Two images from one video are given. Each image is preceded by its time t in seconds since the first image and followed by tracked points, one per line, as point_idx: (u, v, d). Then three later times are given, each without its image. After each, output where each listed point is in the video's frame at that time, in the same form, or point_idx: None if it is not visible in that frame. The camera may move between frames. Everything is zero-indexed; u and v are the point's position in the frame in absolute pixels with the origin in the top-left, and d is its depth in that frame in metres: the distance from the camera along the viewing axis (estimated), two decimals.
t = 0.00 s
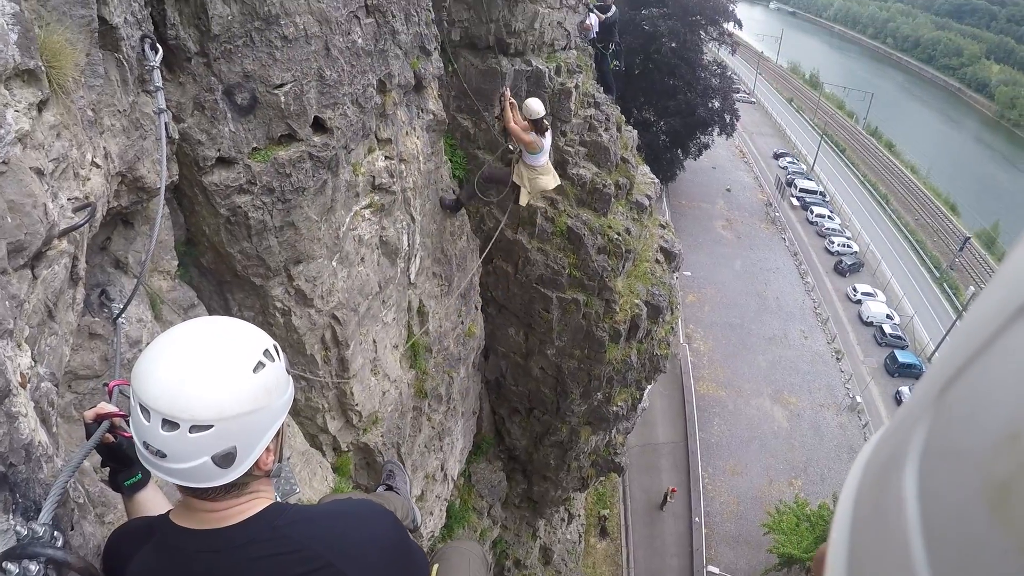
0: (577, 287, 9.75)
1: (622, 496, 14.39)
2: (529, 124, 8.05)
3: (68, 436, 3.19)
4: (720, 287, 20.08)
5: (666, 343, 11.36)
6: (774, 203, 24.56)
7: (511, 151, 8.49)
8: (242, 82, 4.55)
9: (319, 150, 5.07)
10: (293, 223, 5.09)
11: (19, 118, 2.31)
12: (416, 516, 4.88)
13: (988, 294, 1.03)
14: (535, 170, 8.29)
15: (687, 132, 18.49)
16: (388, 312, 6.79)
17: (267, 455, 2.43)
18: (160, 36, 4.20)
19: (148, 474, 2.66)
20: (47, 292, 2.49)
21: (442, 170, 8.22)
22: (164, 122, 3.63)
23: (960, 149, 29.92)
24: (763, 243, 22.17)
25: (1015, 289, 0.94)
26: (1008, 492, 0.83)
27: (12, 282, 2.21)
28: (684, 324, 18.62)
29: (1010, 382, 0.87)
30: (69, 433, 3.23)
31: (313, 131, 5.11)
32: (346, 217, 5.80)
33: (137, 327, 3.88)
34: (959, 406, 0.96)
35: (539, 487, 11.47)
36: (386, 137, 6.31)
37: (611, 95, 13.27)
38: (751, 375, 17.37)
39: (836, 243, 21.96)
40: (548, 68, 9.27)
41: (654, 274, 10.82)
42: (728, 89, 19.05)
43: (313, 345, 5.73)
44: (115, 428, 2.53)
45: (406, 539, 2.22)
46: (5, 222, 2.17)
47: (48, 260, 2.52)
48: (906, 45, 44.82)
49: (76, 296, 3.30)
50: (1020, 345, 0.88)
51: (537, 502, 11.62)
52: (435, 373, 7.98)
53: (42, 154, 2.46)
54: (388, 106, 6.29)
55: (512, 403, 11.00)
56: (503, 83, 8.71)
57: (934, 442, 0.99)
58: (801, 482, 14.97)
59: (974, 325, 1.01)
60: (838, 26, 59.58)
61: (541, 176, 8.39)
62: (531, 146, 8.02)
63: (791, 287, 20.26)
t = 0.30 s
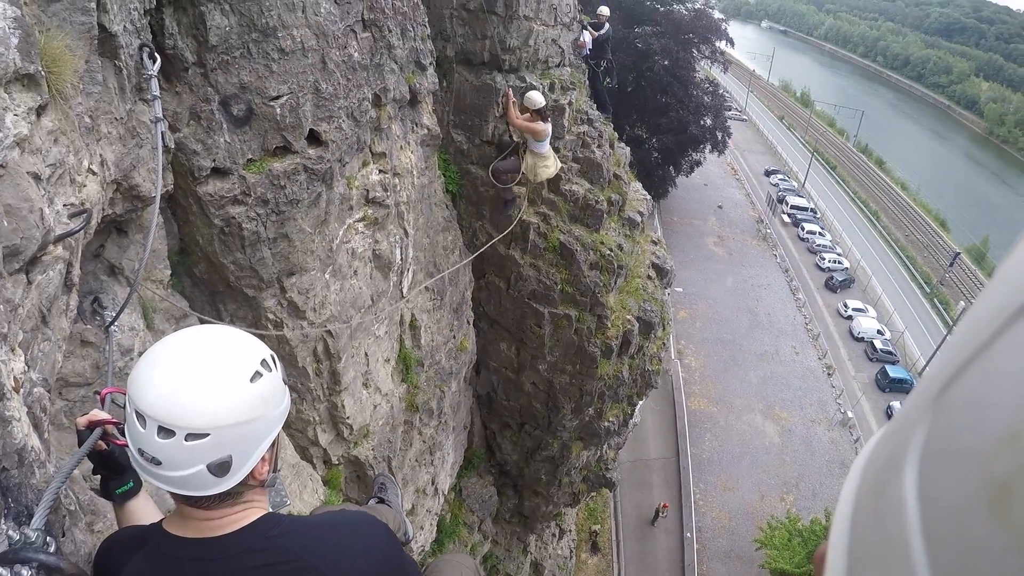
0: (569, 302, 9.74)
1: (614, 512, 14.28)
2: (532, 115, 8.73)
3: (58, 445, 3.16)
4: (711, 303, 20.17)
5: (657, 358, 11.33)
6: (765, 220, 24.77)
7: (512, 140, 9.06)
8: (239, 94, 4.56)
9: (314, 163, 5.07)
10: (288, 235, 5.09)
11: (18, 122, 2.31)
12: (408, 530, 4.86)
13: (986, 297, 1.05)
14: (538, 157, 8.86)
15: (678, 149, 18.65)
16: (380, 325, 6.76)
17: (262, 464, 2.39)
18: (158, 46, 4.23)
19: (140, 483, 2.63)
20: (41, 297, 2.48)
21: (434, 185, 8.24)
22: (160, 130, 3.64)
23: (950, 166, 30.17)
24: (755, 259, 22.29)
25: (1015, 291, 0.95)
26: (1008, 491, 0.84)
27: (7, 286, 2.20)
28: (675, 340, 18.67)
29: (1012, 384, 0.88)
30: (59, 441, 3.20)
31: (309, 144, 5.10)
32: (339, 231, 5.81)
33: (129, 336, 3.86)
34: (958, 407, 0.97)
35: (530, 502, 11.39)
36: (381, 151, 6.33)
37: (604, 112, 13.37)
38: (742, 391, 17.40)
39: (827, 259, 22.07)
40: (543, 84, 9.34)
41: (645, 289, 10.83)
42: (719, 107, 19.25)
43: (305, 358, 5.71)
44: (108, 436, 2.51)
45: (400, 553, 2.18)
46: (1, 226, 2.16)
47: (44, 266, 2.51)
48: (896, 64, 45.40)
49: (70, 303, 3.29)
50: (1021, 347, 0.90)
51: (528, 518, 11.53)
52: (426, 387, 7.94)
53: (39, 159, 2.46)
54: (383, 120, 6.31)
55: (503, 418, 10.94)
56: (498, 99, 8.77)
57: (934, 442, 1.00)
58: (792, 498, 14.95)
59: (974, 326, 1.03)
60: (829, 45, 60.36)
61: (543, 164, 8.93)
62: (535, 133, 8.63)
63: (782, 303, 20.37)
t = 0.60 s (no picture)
0: (567, 313, 9.73)
1: (608, 522, 14.18)
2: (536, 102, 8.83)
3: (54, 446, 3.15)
4: (707, 315, 20.20)
5: (654, 369, 11.30)
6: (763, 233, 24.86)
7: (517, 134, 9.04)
8: (241, 99, 4.58)
9: (315, 169, 5.10)
10: (287, 240, 5.11)
11: (23, 121, 2.32)
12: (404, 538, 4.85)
13: (987, 298, 1.06)
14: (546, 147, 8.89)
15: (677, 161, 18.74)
16: (378, 333, 6.75)
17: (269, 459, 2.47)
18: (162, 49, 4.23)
19: (136, 484, 2.62)
20: (42, 296, 2.48)
21: (434, 194, 8.26)
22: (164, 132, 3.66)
23: (948, 181, 30.33)
24: (752, 271, 22.35)
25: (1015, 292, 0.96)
26: (1008, 489, 0.85)
27: (9, 284, 2.20)
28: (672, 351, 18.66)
29: (1011, 382, 0.90)
30: (55, 442, 3.19)
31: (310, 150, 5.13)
32: (339, 237, 5.81)
33: (126, 338, 3.85)
34: (959, 407, 0.98)
35: (525, 512, 11.33)
36: (381, 158, 6.35)
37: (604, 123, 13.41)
38: (738, 403, 17.38)
39: (823, 272, 22.18)
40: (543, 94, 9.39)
41: (642, 300, 10.82)
42: (718, 120, 19.35)
43: (302, 364, 5.70)
44: (106, 437, 2.49)
45: (398, 559, 2.17)
46: (4, 223, 2.17)
47: (45, 265, 2.51)
48: (894, 78, 45.56)
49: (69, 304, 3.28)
50: (1021, 346, 0.91)
51: (523, 528, 11.47)
52: (423, 396, 7.92)
53: (43, 158, 2.47)
54: (384, 128, 6.33)
55: (499, 427, 10.90)
56: (498, 110, 8.87)
57: (934, 441, 1.01)
58: (788, 510, 14.90)
59: (975, 327, 1.04)
60: (828, 58, 60.60)
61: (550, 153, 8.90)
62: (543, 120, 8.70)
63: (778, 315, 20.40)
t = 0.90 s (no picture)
0: (565, 319, 9.73)
1: (605, 529, 14.05)
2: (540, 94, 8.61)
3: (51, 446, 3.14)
4: (706, 321, 20.21)
5: (652, 376, 11.27)
6: (761, 240, 24.91)
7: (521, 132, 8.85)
8: (243, 101, 4.59)
9: (315, 172, 5.09)
10: (287, 243, 5.11)
11: (28, 118, 2.33)
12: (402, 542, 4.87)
13: (987, 299, 1.07)
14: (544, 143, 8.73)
15: (676, 169, 18.78)
16: (377, 337, 6.75)
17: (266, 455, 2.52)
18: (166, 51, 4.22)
19: (140, 482, 2.63)
20: (43, 295, 2.48)
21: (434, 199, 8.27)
22: (166, 134, 3.68)
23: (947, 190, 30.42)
24: (751, 279, 22.37)
25: (1014, 292, 0.97)
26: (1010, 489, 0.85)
27: (11, 281, 2.20)
28: (670, 358, 18.66)
29: (1010, 381, 0.91)
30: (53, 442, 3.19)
31: (311, 153, 5.13)
32: (339, 241, 5.81)
33: (126, 338, 3.85)
34: (958, 407, 0.98)
35: (522, 518, 11.29)
36: (382, 163, 6.36)
37: (604, 129, 13.43)
38: (736, 411, 17.37)
39: (822, 280, 22.22)
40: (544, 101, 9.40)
41: (641, 307, 10.81)
42: (718, 128, 19.40)
43: (300, 367, 5.69)
44: (108, 434, 2.50)
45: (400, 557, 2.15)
46: (7, 221, 2.17)
47: (47, 264, 2.51)
48: (894, 86, 45.64)
49: (70, 304, 3.29)
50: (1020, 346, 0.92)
51: (520, 534, 11.43)
52: (421, 400, 7.91)
53: (47, 157, 2.48)
54: (385, 132, 6.35)
55: (496, 433, 10.87)
56: (499, 116, 8.91)
57: (933, 440, 1.02)
58: (786, 518, 14.88)
59: (975, 326, 1.04)
60: (827, 67, 60.75)
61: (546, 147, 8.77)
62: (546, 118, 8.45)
63: (777, 323, 20.40)
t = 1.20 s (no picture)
0: (564, 321, 9.74)
1: (603, 531, 14.04)
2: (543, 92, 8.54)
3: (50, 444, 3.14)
4: (705, 324, 20.22)
5: (651, 379, 11.27)
6: (761, 244, 24.92)
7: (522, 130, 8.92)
8: (244, 102, 4.60)
9: (317, 173, 5.10)
10: (287, 244, 5.11)
11: (31, 116, 2.33)
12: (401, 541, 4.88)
13: (987, 300, 1.07)
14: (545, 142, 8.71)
15: (676, 172, 18.79)
16: (376, 338, 6.75)
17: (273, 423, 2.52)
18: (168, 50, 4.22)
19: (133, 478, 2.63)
20: (44, 293, 2.48)
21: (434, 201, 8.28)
22: (168, 132, 3.70)
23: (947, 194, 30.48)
24: (751, 282, 22.38)
25: (1014, 293, 0.98)
26: (1008, 487, 0.85)
27: (12, 279, 2.20)
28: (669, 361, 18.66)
29: (1009, 381, 0.91)
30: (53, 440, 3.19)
31: (312, 154, 5.13)
32: (339, 242, 5.80)
33: (125, 338, 3.85)
34: (957, 407, 0.99)
35: (520, 520, 11.28)
36: (382, 164, 6.36)
37: (604, 132, 13.43)
38: (735, 415, 17.37)
39: (821, 284, 22.23)
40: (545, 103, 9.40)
41: (640, 310, 10.80)
42: (718, 131, 19.42)
43: (300, 368, 5.69)
44: (108, 429, 2.48)
45: (400, 538, 2.17)
46: (9, 219, 2.18)
47: (49, 262, 2.51)
48: (893, 89, 45.67)
49: (71, 302, 3.29)
50: (1019, 345, 0.92)
51: (517, 536, 11.42)
52: (419, 402, 7.91)
53: (49, 155, 2.48)
54: (386, 134, 6.35)
55: (495, 435, 10.86)
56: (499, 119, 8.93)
57: (934, 440, 1.03)
58: (784, 521, 14.88)
59: (975, 326, 1.05)
60: (827, 71, 60.83)
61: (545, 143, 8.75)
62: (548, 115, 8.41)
63: (776, 327, 20.42)
